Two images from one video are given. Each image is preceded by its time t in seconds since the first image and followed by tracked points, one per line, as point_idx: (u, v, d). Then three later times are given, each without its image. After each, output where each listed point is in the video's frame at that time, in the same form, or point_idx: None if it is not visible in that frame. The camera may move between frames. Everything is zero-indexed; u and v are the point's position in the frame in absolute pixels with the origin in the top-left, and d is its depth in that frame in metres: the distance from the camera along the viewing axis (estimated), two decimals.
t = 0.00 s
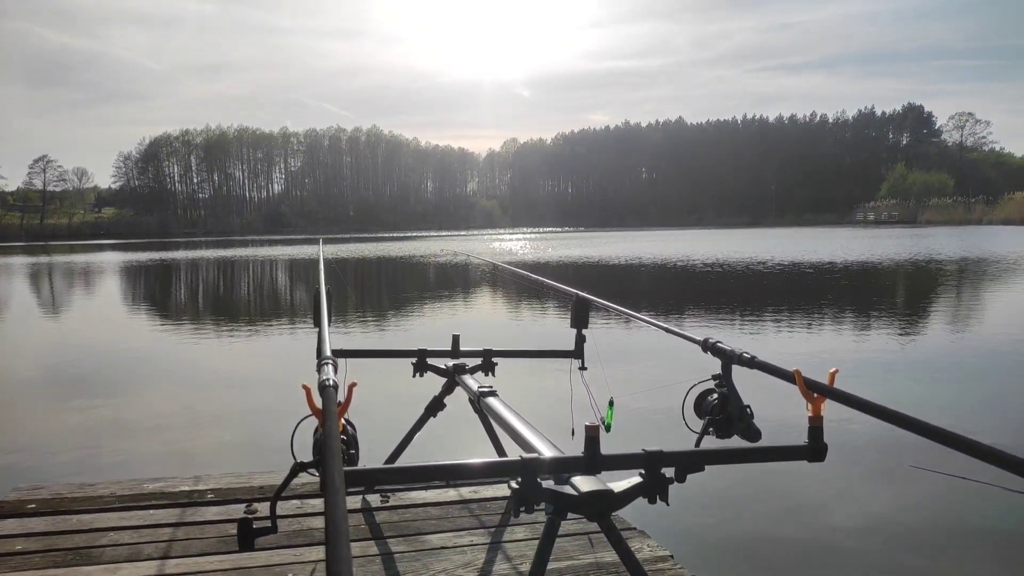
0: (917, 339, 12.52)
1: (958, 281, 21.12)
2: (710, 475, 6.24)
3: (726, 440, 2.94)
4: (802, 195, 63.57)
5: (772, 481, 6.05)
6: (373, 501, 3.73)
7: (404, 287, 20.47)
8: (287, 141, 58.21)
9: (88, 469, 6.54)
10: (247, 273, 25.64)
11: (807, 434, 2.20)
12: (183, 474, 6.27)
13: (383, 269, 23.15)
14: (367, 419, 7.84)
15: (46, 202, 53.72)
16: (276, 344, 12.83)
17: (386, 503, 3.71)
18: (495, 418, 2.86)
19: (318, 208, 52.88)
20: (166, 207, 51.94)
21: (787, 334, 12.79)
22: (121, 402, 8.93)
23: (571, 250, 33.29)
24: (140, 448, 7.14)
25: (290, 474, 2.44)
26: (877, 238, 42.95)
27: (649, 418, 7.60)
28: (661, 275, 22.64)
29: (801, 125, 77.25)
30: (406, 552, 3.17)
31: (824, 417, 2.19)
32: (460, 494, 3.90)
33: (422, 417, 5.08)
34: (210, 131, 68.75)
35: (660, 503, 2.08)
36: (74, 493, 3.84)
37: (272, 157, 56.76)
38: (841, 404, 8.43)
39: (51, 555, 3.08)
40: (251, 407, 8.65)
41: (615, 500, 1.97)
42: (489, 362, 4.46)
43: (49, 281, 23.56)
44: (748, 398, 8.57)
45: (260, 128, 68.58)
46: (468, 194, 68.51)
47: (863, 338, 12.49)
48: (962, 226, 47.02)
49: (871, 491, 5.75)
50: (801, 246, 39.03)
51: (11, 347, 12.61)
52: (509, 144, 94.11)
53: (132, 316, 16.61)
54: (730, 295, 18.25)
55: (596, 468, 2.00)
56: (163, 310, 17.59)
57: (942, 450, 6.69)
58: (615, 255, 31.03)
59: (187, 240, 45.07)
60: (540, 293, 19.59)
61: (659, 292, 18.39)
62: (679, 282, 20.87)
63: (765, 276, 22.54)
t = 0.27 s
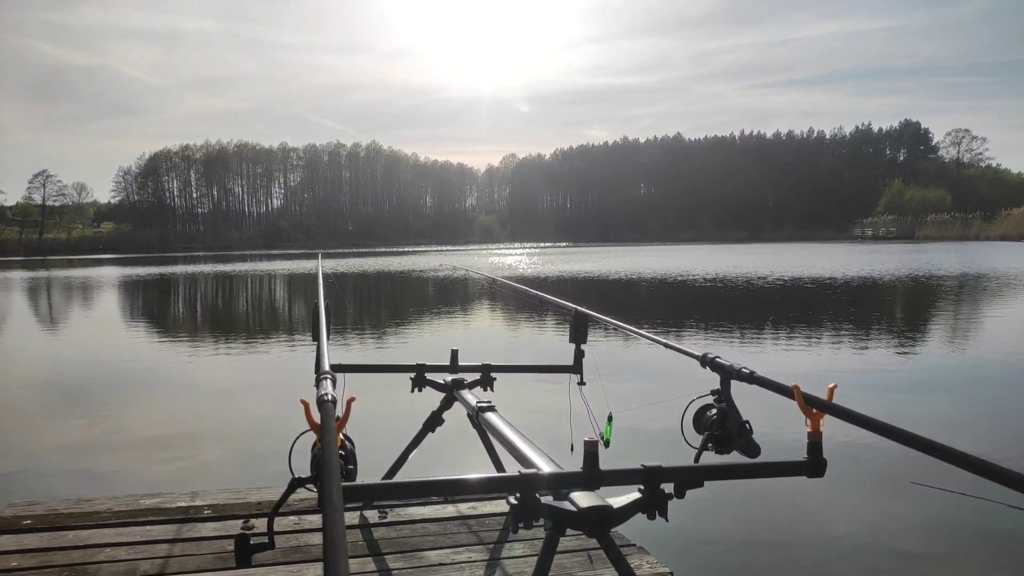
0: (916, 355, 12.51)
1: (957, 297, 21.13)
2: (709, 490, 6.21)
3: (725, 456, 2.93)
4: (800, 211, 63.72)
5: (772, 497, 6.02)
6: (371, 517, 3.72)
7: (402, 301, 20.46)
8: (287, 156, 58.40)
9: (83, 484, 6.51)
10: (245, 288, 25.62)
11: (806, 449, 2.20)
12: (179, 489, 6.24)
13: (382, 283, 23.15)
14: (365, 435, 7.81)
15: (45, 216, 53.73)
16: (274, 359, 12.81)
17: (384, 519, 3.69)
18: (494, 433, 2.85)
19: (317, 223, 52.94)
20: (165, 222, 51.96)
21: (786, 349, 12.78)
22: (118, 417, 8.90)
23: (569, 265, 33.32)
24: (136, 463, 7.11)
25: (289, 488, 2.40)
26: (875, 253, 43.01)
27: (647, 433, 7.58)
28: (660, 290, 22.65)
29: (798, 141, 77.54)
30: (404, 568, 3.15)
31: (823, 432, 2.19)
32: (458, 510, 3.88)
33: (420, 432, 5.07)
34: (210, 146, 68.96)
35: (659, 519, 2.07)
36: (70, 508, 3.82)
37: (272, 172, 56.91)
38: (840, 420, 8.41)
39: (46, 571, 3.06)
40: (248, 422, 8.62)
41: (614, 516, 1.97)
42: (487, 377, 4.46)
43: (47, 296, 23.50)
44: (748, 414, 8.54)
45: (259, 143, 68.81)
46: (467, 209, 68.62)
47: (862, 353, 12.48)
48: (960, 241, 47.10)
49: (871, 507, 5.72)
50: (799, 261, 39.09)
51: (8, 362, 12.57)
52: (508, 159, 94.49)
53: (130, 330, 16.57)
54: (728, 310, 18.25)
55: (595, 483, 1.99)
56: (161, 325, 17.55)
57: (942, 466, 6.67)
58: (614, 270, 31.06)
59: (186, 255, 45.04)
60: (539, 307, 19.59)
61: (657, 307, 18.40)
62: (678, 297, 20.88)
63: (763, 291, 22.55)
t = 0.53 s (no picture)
0: (916, 372, 12.50)
1: (956, 314, 21.14)
2: (710, 508, 6.18)
3: (725, 473, 2.93)
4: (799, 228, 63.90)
5: (772, 514, 5.99)
6: (369, 535, 3.70)
7: (402, 317, 20.46)
8: (287, 173, 58.68)
9: (79, 501, 6.47)
10: (245, 304, 25.62)
11: (806, 466, 2.19)
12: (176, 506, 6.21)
13: (381, 300, 23.16)
14: (363, 451, 7.77)
15: (46, 232, 53.80)
16: (273, 375, 12.79)
17: (382, 537, 3.67)
18: (493, 451, 2.85)
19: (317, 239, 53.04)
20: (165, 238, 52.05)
21: (786, 366, 12.76)
22: (115, 434, 8.87)
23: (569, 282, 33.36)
24: (132, 480, 7.08)
25: (287, 505, 2.40)
26: (874, 270, 43.09)
27: (647, 450, 7.55)
28: (659, 306, 22.66)
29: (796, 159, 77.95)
30: None
31: (822, 449, 2.18)
32: (457, 528, 3.86)
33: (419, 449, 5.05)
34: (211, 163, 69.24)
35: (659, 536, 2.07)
36: (67, 526, 3.80)
37: (272, 189, 57.12)
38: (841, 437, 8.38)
39: None
40: (246, 438, 8.60)
41: (614, 534, 1.97)
42: (486, 394, 4.45)
43: (46, 312, 23.48)
44: (748, 431, 8.51)
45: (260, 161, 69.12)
46: (467, 226, 68.81)
47: (862, 370, 12.46)
48: (958, 258, 47.21)
49: (871, 525, 5.69)
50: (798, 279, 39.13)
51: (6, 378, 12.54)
52: (508, 176, 94.90)
53: (128, 347, 16.54)
54: (727, 326, 18.26)
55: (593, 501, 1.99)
56: (160, 341, 17.52)
57: (942, 484, 6.64)
58: (613, 286, 31.08)
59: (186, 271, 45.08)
60: (539, 324, 19.58)
61: (656, 324, 18.41)
62: (677, 313, 20.89)
63: (762, 308, 22.57)
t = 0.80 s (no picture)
0: (915, 384, 12.48)
1: (954, 326, 21.15)
2: (709, 519, 6.15)
3: (724, 485, 2.92)
4: (798, 239, 64.02)
5: (772, 526, 5.96)
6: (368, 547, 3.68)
7: (401, 328, 20.45)
8: (287, 184, 58.79)
9: (76, 513, 6.45)
10: (243, 315, 25.59)
11: (806, 478, 2.19)
12: (173, 517, 6.19)
13: (380, 310, 23.15)
14: (362, 463, 7.75)
15: (45, 243, 53.79)
16: (271, 386, 12.76)
17: (381, 549, 3.65)
18: (492, 462, 2.84)
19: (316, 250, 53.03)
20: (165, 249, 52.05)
21: (785, 377, 12.75)
22: (112, 445, 8.84)
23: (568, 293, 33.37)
24: (129, 491, 7.05)
25: (286, 516, 2.40)
26: (873, 281, 43.16)
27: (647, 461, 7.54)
28: (658, 317, 22.67)
29: (794, 171, 78.21)
30: None
31: (822, 461, 2.18)
32: (456, 539, 3.84)
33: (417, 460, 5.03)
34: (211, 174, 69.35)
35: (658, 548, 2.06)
36: (63, 538, 3.78)
37: (272, 199, 57.20)
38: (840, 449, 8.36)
39: None
40: (244, 449, 8.57)
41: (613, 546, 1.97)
42: (485, 405, 4.44)
43: (44, 323, 23.43)
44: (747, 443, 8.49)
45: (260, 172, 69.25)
46: (466, 237, 68.94)
47: (861, 382, 12.45)
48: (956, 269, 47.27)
49: (872, 537, 5.67)
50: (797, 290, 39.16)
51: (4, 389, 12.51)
52: (507, 187, 95.11)
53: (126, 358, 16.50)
54: (727, 337, 18.26)
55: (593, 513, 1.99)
56: (158, 352, 17.49)
57: (943, 495, 6.62)
58: (612, 297, 31.10)
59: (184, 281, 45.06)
60: (538, 335, 19.57)
61: (655, 335, 18.41)
62: (676, 324, 20.88)
63: (761, 319, 22.57)
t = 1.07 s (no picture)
0: (915, 399, 12.45)
1: (954, 341, 21.13)
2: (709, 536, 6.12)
3: (724, 500, 2.91)
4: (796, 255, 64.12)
5: (773, 542, 5.93)
6: (366, 564, 3.66)
7: (400, 343, 20.41)
8: (287, 199, 58.90)
9: (71, 529, 6.41)
10: (242, 330, 25.55)
11: (805, 494, 2.19)
12: (169, 534, 6.15)
13: (379, 325, 23.13)
14: (361, 479, 7.71)
15: (44, 258, 53.73)
16: (269, 402, 12.72)
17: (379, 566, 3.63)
18: (491, 477, 2.84)
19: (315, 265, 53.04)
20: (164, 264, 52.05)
21: (784, 393, 12.72)
22: (109, 461, 8.80)
23: (567, 308, 33.34)
24: (126, 507, 7.01)
25: (284, 531, 2.40)
26: (872, 297, 43.19)
27: (646, 477, 7.51)
28: (657, 333, 22.65)
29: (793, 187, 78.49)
30: None
31: (821, 476, 2.18)
32: (454, 556, 3.82)
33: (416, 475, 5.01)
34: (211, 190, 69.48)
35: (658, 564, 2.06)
36: (60, 555, 3.76)
37: (271, 215, 57.28)
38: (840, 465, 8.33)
39: None
40: (241, 465, 8.54)
41: (613, 561, 1.96)
42: (484, 420, 4.42)
43: (42, 338, 23.36)
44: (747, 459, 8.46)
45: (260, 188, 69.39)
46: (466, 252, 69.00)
47: (861, 398, 12.41)
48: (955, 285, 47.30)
49: (873, 553, 5.64)
50: (796, 305, 39.15)
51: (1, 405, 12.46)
52: (507, 203, 95.33)
53: (124, 373, 16.45)
54: (726, 353, 18.23)
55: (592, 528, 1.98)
56: (156, 368, 17.43)
57: (943, 512, 6.60)
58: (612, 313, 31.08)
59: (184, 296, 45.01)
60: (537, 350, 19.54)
61: (655, 350, 18.38)
62: (676, 340, 20.86)
63: (761, 334, 22.55)
